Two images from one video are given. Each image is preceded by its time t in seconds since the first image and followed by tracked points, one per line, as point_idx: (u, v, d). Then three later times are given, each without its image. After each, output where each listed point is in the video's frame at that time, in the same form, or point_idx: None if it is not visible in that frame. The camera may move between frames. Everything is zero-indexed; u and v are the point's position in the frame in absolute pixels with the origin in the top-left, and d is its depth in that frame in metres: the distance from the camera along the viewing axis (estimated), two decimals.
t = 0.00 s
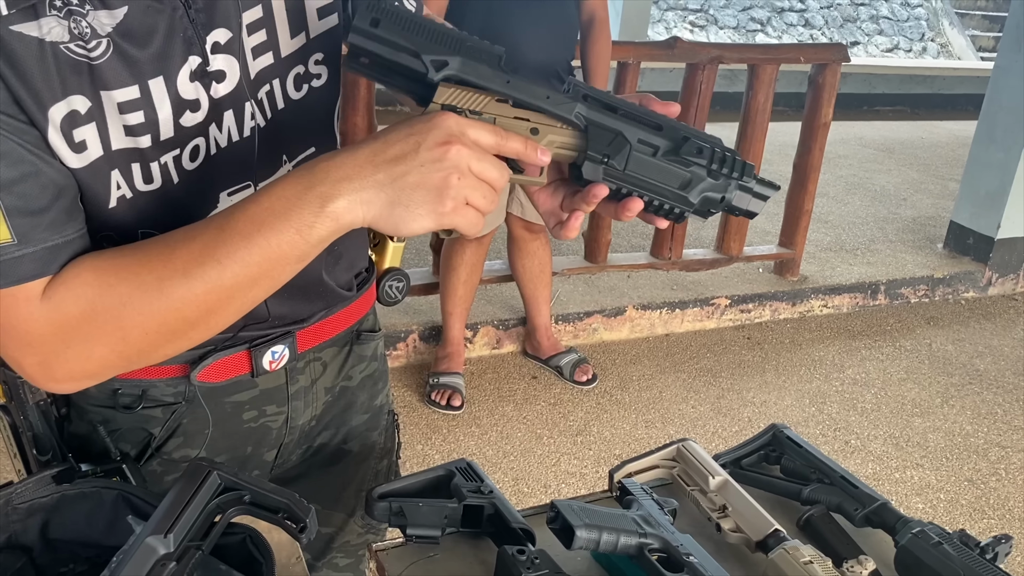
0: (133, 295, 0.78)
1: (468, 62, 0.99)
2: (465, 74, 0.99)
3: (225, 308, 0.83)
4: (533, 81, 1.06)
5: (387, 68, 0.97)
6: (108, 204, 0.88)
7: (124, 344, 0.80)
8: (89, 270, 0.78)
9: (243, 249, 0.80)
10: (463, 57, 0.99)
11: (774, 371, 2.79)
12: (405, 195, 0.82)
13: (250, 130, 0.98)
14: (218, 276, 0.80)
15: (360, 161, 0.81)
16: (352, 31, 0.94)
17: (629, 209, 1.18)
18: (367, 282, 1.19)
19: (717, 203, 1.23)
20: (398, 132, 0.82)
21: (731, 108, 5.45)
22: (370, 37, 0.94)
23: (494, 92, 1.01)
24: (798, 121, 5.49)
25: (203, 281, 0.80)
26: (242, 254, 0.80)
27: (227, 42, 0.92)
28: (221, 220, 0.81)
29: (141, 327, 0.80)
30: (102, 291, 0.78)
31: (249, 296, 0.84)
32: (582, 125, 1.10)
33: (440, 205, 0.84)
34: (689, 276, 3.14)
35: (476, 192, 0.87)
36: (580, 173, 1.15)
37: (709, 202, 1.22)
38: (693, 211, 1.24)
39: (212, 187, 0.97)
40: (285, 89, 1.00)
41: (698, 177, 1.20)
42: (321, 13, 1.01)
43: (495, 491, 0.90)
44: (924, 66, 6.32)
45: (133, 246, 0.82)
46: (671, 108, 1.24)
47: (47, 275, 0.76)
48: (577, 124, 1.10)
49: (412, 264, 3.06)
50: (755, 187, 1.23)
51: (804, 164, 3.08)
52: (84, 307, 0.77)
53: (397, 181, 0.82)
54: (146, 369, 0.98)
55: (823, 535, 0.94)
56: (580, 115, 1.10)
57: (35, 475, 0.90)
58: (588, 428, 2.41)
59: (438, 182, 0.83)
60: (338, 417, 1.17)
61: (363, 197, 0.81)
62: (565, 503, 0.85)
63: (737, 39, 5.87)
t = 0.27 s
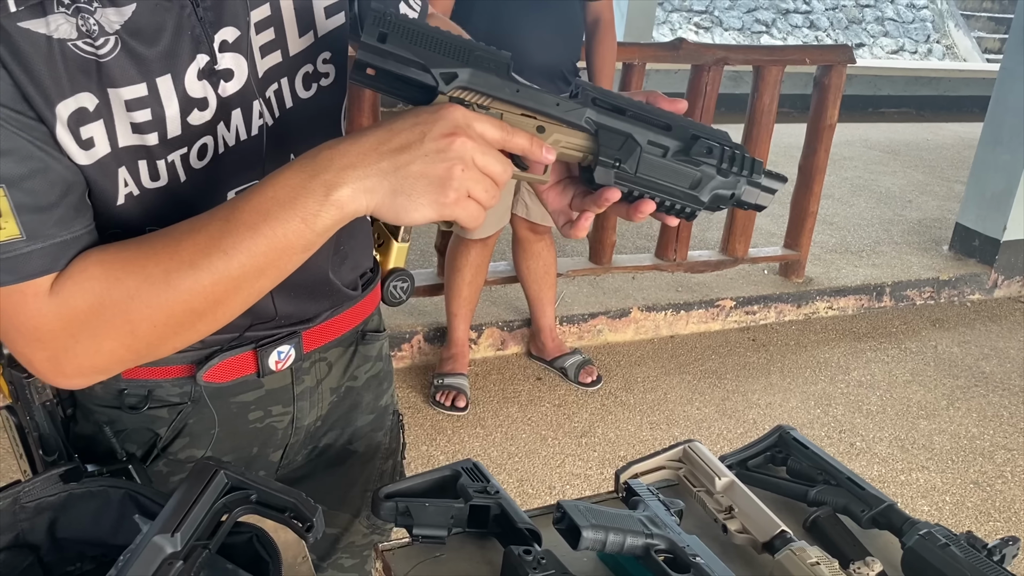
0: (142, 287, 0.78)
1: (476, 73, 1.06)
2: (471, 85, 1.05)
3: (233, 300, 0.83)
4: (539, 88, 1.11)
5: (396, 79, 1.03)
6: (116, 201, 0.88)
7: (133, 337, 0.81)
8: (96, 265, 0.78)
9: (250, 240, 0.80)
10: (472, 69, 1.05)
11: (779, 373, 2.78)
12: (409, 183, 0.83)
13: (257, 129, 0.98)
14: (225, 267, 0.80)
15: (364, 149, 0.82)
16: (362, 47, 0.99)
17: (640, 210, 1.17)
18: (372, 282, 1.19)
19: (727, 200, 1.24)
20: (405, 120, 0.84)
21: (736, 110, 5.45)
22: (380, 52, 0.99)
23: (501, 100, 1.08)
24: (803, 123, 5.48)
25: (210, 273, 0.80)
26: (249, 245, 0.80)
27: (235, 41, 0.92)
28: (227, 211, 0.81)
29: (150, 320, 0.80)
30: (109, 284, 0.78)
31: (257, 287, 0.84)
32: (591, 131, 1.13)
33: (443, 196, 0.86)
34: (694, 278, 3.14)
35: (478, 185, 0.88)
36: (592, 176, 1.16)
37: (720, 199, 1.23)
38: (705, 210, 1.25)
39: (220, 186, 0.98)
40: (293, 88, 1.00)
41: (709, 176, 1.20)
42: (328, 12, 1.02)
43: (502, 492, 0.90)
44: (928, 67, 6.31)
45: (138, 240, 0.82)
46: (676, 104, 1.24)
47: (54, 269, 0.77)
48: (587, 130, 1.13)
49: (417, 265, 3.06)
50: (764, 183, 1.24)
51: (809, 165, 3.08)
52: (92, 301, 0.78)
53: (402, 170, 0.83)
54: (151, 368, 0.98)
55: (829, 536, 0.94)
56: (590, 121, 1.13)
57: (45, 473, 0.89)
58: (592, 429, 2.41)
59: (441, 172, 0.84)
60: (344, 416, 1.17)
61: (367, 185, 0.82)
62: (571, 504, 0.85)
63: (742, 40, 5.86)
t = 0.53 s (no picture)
0: (172, 286, 0.79)
1: (498, 84, 1.03)
2: (494, 96, 1.03)
3: (262, 299, 0.83)
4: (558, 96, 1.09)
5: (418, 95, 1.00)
6: (134, 200, 0.89)
7: (162, 335, 0.81)
8: (127, 263, 0.78)
9: (281, 239, 0.81)
10: (492, 79, 1.03)
11: (784, 374, 2.78)
12: (440, 186, 0.84)
13: (269, 129, 0.98)
14: (256, 267, 0.81)
15: (396, 151, 0.83)
16: (382, 62, 0.96)
17: (657, 212, 1.17)
18: (380, 282, 1.19)
19: (741, 199, 1.24)
20: (436, 124, 0.86)
21: (741, 112, 5.45)
22: (401, 67, 0.97)
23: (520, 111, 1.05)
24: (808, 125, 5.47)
25: (241, 272, 0.80)
26: (279, 245, 0.81)
27: (248, 41, 0.92)
28: (257, 211, 0.81)
29: (180, 318, 0.80)
30: (140, 283, 0.78)
31: (286, 287, 0.84)
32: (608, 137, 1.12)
33: (472, 200, 0.87)
34: (699, 279, 3.14)
35: (506, 189, 0.90)
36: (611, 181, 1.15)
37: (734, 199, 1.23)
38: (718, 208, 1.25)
39: (233, 186, 0.98)
40: (305, 88, 1.01)
41: (724, 177, 1.20)
42: (339, 12, 1.02)
43: (508, 492, 0.90)
44: (934, 69, 6.30)
45: (169, 238, 0.82)
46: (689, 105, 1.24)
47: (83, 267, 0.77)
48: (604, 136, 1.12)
49: (422, 265, 3.06)
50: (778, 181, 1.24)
51: (815, 167, 3.07)
52: (124, 300, 0.78)
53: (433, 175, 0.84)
54: (162, 368, 0.98)
55: (836, 537, 0.94)
56: (608, 127, 1.12)
57: (53, 472, 0.90)
58: (598, 430, 2.41)
59: (471, 178, 0.86)
60: (350, 416, 1.18)
61: (399, 187, 0.83)
62: (578, 504, 0.85)
63: (748, 42, 5.86)
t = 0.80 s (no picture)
0: (190, 290, 0.79)
1: (522, 90, 1.03)
2: (518, 101, 1.02)
3: (279, 304, 0.84)
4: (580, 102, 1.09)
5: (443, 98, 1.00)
6: (150, 202, 0.89)
7: (180, 337, 0.82)
8: (145, 266, 0.79)
9: (298, 243, 0.81)
10: (516, 84, 1.02)
11: (789, 376, 2.78)
12: (459, 194, 0.83)
13: (282, 132, 0.98)
14: (273, 270, 0.81)
15: (412, 157, 0.83)
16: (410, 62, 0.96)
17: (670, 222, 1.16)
18: (389, 283, 1.20)
19: (751, 213, 1.26)
20: (452, 130, 0.84)
21: (746, 113, 5.44)
22: (430, 69, 0.96)
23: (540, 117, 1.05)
24: (813, 126, 5.47)
25: (258, 276, 0.81)
26: (296, 249, 0.81)
27: (262, 44, 0.93)
28: (275, 216, 0.82)
29: (196, 320, 0.81)
30: (157, 286, 0.79)
31: (303, 291, 0.85)
32: (627, 146, 1.12)
33: (488, 206, 0.85)
34: (704, 280, 3.13)
35: (524, 193, 0.87)
36: (626, 190, 1.15)
37: (745, 212, 1.24)
38: (727, 221, 1.26)
39: (246, 188, 0.98)
40: (318, 91, 1.01)
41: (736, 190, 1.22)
42: (352, 15, 1.02)
43: (514, 493, 0.90)
44: (940, 71, 6.29)
45: (187, 242, 0.83)
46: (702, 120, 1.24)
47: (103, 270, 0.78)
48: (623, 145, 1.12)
49: (427, 266, 3.07)
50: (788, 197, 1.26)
51: (821, 168, 3.07)
52: (141, 303, 0.78)
53: (452, 180, 0.83)
54: (173, 369, 0.98)
55: (841, 539, 0.94)
56: (626, 136, 1.12)
57: (61, 471, 0.90)
58: (602, 431, 2.41)
59: (486, 183, 0.83)
60: (358, 417, 1.18)
61: (417, 192, 0.83)
62: (583, 505, 0.85)
63: (753, 43, 5.85)
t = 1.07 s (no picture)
0: (153, 329, 0.75)
1: (574, 55, 0.95)
2: (569, 67, 0.94)
3: (250, 350, 0.78)
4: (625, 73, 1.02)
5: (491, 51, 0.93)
6: (157, 209, 0.89)
7: (144, 371, 0.78)
8: (116, 297, 0.75)
9: (270, 291, 0.74)
10: (568, 50, 0.95)
11: (795, 377, 2.77)
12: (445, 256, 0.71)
13: (296, 132, 0.99)
14: (239, 320, 0.75)
15: (392, 219, 0.71)
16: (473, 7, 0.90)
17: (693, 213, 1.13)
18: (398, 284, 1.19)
19: (763, 218, 1.28)
20: (434, 186, 0.71)
21: (752, 114, 5.44)
22: (489, 14, 0.90)
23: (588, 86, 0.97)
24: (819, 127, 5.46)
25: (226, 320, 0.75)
26: (266, 298, 0.75)
27: (278, 45, 0.93)
28: (248, 262, 0.75)
29: (161, 357, 0.77)
30: (124, 318, 0.75)
31: (275, 340, 0.79)
32: (662, 130, 1.09)
33: (481, 268, 0.73)
34: (709, 281, 3.13)
35: (517, 241, 0.74)
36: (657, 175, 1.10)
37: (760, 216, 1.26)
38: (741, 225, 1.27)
39: (260, 189, 0.99)
40: (333, 92, 1.01)
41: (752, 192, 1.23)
42: (366, 17, 1.02)
43: (518, 493, 0.90)
44: (947, 72, 6.28)
45: (170, 272, 0.78)
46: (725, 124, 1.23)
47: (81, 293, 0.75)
48: (660, 130, 1.10)
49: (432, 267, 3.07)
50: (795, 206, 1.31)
51: (826, 170, 3.07)
52: (105, 333, 0.75)
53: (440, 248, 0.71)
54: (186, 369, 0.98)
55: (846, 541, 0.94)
56: (665, 122, 1.10)
57: (66, 470, 0.90)
58: (607, 432, 2.41)
59: (474, 247, 0.71)
60: (366, 417, 1.18)
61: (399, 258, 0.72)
62: (587, 506, 0.85)
63: (759, 43, 5.85)
